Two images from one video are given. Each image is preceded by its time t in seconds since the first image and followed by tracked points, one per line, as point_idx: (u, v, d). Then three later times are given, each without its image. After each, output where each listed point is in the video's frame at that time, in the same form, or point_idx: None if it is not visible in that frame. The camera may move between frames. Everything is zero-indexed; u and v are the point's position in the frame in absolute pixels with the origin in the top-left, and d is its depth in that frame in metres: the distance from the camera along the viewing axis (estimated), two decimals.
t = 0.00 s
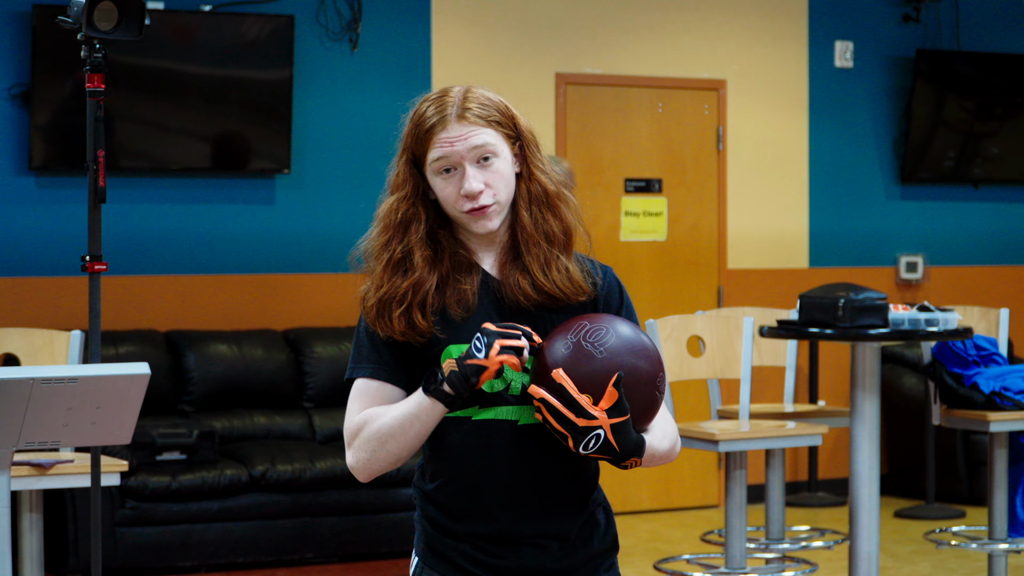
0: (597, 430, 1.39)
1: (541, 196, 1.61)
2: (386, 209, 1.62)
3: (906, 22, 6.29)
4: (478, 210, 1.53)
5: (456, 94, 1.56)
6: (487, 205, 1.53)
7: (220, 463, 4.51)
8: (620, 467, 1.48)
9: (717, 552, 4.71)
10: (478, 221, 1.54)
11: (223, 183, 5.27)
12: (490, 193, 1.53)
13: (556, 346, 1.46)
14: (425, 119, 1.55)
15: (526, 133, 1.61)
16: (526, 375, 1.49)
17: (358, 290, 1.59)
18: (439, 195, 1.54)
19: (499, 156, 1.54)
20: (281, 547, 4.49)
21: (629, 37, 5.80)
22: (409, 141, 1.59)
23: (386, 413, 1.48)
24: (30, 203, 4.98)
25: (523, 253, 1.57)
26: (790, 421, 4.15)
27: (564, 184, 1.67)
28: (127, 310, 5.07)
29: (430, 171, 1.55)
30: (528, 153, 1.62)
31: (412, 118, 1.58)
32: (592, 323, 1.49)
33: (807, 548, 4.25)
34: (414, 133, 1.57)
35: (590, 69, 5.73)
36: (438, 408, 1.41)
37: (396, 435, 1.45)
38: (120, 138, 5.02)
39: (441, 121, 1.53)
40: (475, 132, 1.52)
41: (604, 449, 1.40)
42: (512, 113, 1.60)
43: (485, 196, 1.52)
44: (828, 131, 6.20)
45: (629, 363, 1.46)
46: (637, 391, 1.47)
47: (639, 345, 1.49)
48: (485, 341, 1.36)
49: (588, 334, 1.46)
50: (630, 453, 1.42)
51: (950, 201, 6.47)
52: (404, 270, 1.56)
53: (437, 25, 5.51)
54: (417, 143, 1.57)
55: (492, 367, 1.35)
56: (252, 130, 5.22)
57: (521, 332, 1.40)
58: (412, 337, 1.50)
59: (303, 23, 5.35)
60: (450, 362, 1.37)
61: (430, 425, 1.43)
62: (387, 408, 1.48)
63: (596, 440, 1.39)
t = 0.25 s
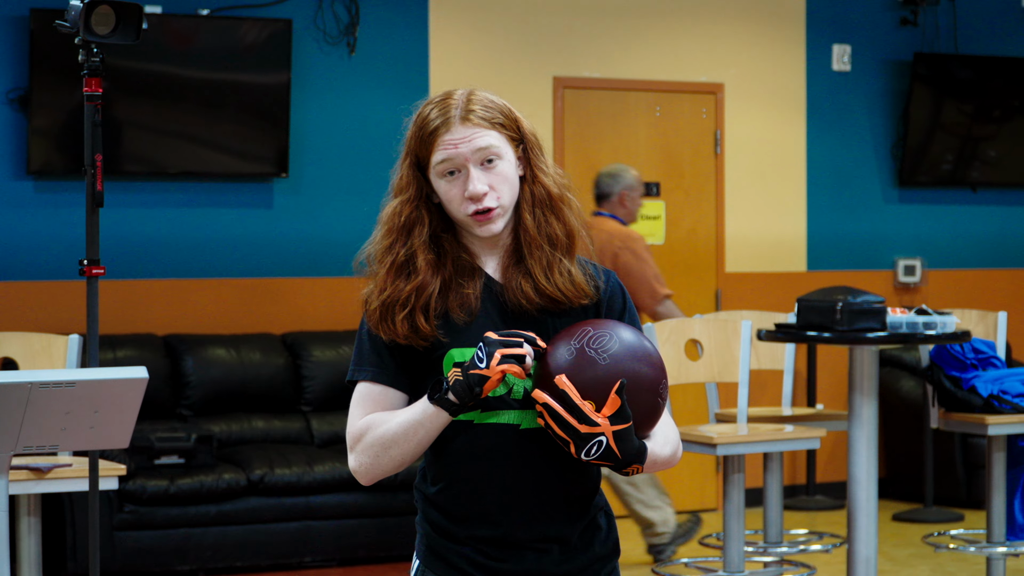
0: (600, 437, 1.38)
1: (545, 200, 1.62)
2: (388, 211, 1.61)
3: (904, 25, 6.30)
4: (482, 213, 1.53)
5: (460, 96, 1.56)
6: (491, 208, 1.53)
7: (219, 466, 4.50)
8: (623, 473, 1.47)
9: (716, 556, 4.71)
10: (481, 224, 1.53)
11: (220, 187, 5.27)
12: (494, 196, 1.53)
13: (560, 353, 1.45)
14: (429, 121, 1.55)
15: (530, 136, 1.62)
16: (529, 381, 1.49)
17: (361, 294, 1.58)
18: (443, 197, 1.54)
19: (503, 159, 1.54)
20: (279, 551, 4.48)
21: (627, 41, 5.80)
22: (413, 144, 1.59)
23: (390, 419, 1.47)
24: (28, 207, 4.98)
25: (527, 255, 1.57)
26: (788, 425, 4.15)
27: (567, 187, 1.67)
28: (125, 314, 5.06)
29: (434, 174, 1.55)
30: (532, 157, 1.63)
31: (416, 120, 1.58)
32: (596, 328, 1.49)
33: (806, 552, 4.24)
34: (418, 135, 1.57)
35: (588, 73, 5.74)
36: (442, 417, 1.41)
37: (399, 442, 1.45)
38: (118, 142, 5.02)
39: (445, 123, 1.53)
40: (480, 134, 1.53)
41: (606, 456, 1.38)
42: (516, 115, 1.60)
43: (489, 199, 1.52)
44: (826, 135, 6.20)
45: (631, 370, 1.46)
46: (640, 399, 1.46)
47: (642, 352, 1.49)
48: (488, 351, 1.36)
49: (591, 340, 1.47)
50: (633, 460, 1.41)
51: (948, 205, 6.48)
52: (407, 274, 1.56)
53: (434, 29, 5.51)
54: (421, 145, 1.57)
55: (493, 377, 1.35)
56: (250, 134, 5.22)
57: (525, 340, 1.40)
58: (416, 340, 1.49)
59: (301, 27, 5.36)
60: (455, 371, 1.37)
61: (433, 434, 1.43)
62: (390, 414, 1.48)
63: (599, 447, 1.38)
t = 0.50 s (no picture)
0: (602, 441, 1.38)
1: (549, 201, 1.62)
2: (393, 213, 1.61)
3: (904, 27, 6.31)
4: (485, 213, 1.53)
5: (464, 96, 1.57)
6: (494, 207, 1.53)
7: (218, 466, 4.49)
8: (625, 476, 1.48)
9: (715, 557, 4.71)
10: (485, 224, 1.53)
11: (221, 187, 5.27)
12: (497, 195, 1.53)
13: (563, 356, 1.45)
14: (433, 122, 1.56)
15: (534, 137, 1.62)
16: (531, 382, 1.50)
17: (365, 295, 1.57)
18: (447, 197, 1.54)
19: (507, 158, 1.54)
20: (277, 551, 4.48)
21: (627, 42, 5.81)
22: (417, 144, 1.59)
23: (393, 421, 1.47)
24: (28, 206, 4.98)
25: (531, 257, 1.56)
26: (787, 427, 4.15)
27: (571, 188, 1.67)
28: (125, 313, 5.06)
29: (438, 173, 1.55)
30: (537, 157, 1.63)
31: (421, 121, 1.59)
32: (599, 331, 1.48)
33: (805, 554, 4.24)
34: (422, 135, 1.57)
35: (588, 74, 5.74)
36: (445, 420, 1.41)
37: (402, 444, 1.45)
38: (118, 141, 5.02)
39: (449, 122, 1.54)
40: (483, 133, 1.53)
41: (608, 460, 1.39)
42: (519, 117, 1.61)
43: (493, 198, 1.52)
44: (825, 136, 6.21)
45: (634, 374, 1.46)
46: (642, 403, 1.47)
47: (645, 357, 1.49)
48: (488, 357, 1.37)
49: (594, 343, 1.46)
50: (635, 463, 1.42)
51: (948, 207, 6.48)
52: (412, 275, 1.55)
53: (435, 30, 5.51)
54: (425, 145, 1.57)
55: (493, 380, 1.36)
56: (250, 134, 5.22)
57: (526, 344, 1.42)
58: (420, 341, 1.48)
59: (302, 26, 5.36)
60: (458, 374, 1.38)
61: (436, 437, 1.43)
62: (394, 416, 1.48)
63: (601, 450, 1.38)
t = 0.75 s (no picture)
0: (590, 438, 1.38)
1: (541, 195, 1.63)
2: (386, 208, 1.64)
3: (903, 25, 6.30)
4: (477, 206, 1.55)
5: (455, 92, 1.59)
6: (485, 199, 1.55)
7: (216, 463, 4.51)
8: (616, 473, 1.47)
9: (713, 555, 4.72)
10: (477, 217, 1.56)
11: (219, 185, 5.26)
12: (488, 187, 1.55)
13: (553, 352, 1.47)
14: (425, 116, 1.58)
15: (527, 132, 1.64)
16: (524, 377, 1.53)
17: (358, 290, 1.60)
18: (438, 190, 1.57)
19: (497, 151, 1.57)
20: (276, 549, 4.48)
21: (626, 39, 5.80)
22: (410, 139, 1.62)
23: (385, 418, 1.50)
24: (26, 204, 4.97)
25: (522, 251, 1.58)
26: (786, 424, 4.15)
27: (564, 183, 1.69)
28: (123, 311, 5.06)
29: (430, 167, 1.57)
30: (529, 153, 1.65)
31: (413, 116, 1.61)
32: (589, 328, 1.50)
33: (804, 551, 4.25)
34: (414, 131, 1.60)
35: (586, 72, 5.74)
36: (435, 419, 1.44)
37: (392, 440, 1.48)
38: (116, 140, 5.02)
39: (439, 116, 1.57)
40: (474, 125, 1.55)
41: (597, 457, 1.39)
42: (511, 112, 1.63)
43: (483, 190, 1.54)
44: (824, 134, 6.20)
45: (623, 370, 1.47)
46: (631, 399, 1.47)
47: (634, 352, 1.50)
48: (477, 360, 1.38)
49: (584, 340, 1.48)
50: (625, 461, 1.41)
51: (946, 205, 6.48)
52: (404, 269, 1.58)
53: (433, 28, 5.51)
54: (417, 141, 1.60)
55: (480, 383, 1.37)
56: (248, 132, 5.21)
57: (514, 345, 1.42)
58: (412, 334, 1.50)
59: (300, 24, 5.35)
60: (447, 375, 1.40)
61: (426, 436, 1.46)
62: (385, 414, 1.51)
63: (589, 448, 1.38)
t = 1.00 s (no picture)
0: (573, 433, 1.38)
1: (521, 195, 1.63)
2: (366, 209, 1.63)
3: (900, 23, 6.30)
4: (457, 209, 1.55)
5: (435, 94, 1.58)
6: (465, 204, 1.55)
7: (214, 462, 4.51)
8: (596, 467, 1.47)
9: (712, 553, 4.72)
10: (457, 220, 1.55)
11: (216, 184, 5.26)
12: (469, 191, 1.55)
13: (535, 348, 1.46)
14: (405, 119, 1.57)
15: (505, 133, 1.63)
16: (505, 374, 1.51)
17: (339, 291, 1.60)
18: (418, 194, 1.56)
19: (477, 155, 1.56)
20: (274, 548, 4.48)
21: (624, 38, 5.80)
22: (389, 141, 1.61)
23: (368, 416, 1.50)
24: (24, 204, 4.97)
25: (502, 251, 1.58)
26: (784, 423, 4.15)
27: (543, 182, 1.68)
28: (121, 311, 5.06)
29: (410, 171, 1.57)
30: (508, 153, 1.64)
31: (392, 118, 1.60)
32: (571, 324, 1.50)
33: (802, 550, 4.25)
34: (393, 133, 1.59)
35: (584, 71, 5.73)
36: (419, 416, 1.44)
37: (377, 439, 1.48)
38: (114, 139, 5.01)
39: (420, 121, 1.55)
40: (454, 131, 1.55)
41: (579, 452, 1.39)
42: (490, 113, 1.62)
43: (464, 195, 1.54)
44: (822, 132, 6.20)
45: (605, 366, 1.47)
46: (612, 395, 1.47)
47: (616, 348, 1.49)
48: (460, 354, 1.40)
49: (566, 336, 1.47)
50: (607, 455, 1.41)
51: (944, 203, 6.48)
52: (384, 271, 1.58)
53: (431, 27, 5.50)
54: (397, 143, 1.59)
55: (465, 377, 1.39)
56: (246, 131, 5.21)
57: (496, 340, 1.44)
58: (393, 337, 1.51)
59: (297, 23, 5.35)
60: (430, 371, 1.42)
61: (411, 433, 1.46)
62: (368, 412, 1.51)
63: (572, 442, 1.38)
